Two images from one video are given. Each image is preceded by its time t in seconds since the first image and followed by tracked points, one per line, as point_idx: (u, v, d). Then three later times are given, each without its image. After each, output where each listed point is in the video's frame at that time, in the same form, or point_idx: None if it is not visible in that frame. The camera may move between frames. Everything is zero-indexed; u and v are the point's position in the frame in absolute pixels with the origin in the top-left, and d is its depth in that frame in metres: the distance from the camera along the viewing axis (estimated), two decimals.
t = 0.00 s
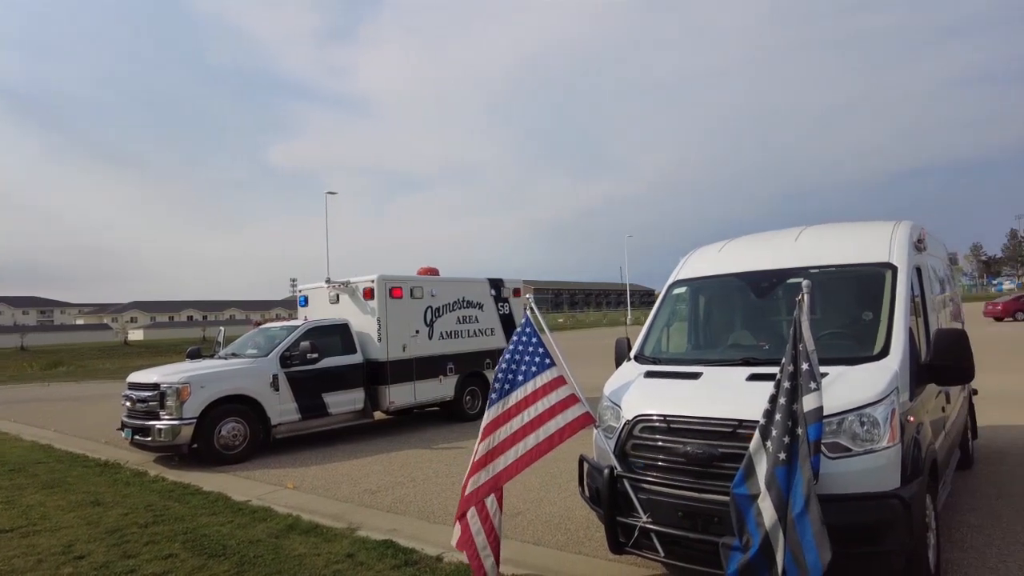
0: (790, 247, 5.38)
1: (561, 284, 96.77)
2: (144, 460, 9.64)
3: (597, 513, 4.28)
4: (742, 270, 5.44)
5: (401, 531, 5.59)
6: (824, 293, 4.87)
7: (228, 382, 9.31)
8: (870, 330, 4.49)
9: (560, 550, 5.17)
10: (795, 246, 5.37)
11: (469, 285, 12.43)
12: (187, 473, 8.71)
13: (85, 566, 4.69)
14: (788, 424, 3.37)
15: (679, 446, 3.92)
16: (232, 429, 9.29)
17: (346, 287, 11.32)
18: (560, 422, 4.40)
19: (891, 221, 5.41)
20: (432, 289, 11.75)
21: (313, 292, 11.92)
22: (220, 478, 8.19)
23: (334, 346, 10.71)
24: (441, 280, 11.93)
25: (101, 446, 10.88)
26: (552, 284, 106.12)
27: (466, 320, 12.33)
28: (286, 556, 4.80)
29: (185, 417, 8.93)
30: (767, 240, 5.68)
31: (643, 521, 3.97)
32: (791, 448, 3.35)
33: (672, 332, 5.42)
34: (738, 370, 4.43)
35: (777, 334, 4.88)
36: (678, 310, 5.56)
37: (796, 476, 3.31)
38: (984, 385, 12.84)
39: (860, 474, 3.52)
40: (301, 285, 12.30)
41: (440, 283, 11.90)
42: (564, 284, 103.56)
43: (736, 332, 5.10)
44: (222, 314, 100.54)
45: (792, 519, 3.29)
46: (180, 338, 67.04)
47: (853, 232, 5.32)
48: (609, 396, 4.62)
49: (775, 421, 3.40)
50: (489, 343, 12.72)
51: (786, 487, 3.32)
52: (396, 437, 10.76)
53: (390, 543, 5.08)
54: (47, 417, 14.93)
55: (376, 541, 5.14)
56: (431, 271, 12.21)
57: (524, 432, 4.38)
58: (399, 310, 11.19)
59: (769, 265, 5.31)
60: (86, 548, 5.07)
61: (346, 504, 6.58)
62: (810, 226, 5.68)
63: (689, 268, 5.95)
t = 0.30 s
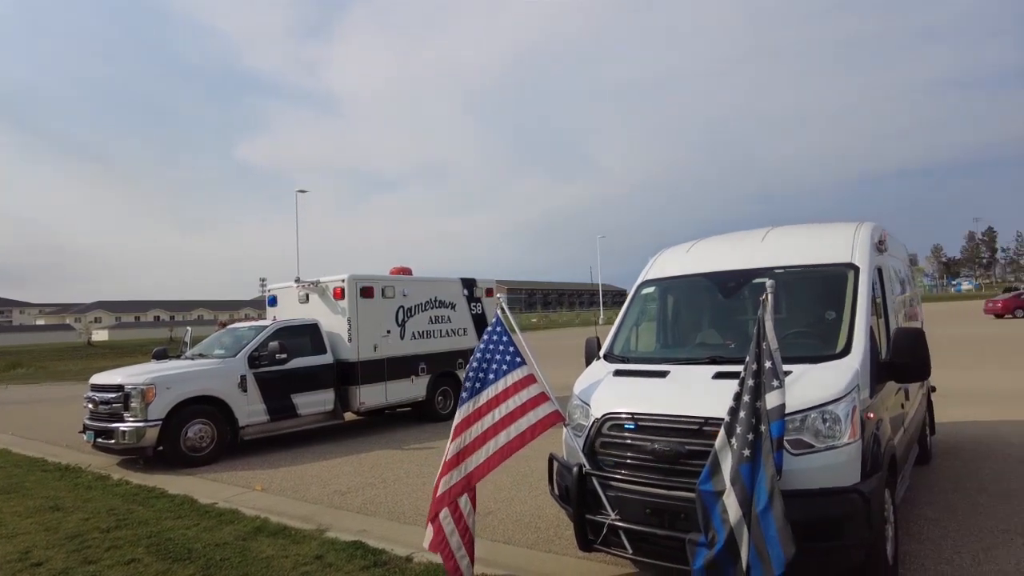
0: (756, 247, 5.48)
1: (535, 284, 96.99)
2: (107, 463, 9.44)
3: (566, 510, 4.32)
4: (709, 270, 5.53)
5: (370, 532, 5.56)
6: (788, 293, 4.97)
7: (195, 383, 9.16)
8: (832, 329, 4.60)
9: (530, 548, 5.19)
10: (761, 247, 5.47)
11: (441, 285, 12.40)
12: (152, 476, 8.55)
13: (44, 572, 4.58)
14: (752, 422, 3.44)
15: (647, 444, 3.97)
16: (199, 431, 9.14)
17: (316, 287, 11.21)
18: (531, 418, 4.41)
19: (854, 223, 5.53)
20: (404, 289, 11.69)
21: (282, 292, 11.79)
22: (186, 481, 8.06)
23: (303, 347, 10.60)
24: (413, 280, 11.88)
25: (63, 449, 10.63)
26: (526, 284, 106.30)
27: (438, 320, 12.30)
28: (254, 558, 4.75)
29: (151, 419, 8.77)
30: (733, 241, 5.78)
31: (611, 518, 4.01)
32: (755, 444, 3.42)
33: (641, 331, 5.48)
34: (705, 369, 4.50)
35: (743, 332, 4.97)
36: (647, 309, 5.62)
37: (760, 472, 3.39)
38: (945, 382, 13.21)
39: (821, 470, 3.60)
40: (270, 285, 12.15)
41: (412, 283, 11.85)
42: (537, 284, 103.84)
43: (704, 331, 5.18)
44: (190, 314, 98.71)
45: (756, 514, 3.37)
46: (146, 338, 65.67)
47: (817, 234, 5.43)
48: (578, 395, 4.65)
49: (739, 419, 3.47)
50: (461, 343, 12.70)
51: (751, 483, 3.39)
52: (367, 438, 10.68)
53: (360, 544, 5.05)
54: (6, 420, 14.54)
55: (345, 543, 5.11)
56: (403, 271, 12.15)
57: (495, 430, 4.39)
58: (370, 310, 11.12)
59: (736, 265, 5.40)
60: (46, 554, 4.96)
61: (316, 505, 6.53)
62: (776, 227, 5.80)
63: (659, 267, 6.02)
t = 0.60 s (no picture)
0: (723, 248, 5.56)
1: (508, 284, 97.06)
2: (68, 467, 9.21)
3: (536, 509, 4.34)
4: (677, 270, 5.60)
5: (340, 534, 5.52)
6: (753, 293, 5.06)
7: (160, 385, 8.99)
8: (797, 328, 4.69)
9: (501, 548, 5.20)
10: (728, 247, 5.57)
11: (413, 285, 12.35)
12: (115, 480, 8.37)
13: None
14: (717, 420, 3.48)
15: (615, 442, 4.00)
16: (164, 434, 8.97)
17: (285, 287, 11.08)
18: (503, 415, 4.43)
19: (818, 225, 5.65)
20: (375, 289, 11.62)
21: (251, 291, 11.63)
22: (150, 484, 7.90)
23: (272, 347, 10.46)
24: (384, 280, 11.81)
25: (21, 454, 10.34)
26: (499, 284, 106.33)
27: (410, 320, 12.25)
28: (220, 562, 4.69)
29: (114, 422, 8.58)
30: (701, 241, 5.86)
31: (580, 517, 4.04)
32: (720, 442, 3.47)
33: (610, 331, 5.53)
34: (672, 368, 4.56)
35: (710, 332, 5.04)
36: (616, 309, 5.68)
37: (726, 470, 3.44)
38: (906, 380, 13.55)
39: (784, 466, 3.68)
40: (238, 285, 11.98)
41: (383, 283, 11.78)
42: (509, 284, 103.93)
43: (672, 330, 5.24)
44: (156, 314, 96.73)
45: (721, 511, 3.44)
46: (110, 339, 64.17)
47: (783, 235, 5.54)
48: (548, 394, 4.68)
49: (704, 417, 3.51)
50: (433, 343, 12.66)
51: (717, 481, 3.45)
52: (337, 439, 10.59)
53: (329, 546, 5.01)
54: None
55: (314, 544, 5.06)
56: (376, 271, 12.09)
57: (468, 428, 4.37)
58: (340, 310, 11.02)
59: (703, 265, 5.48)
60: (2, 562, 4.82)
61: (284, 507, 6.46)
62: (742, 228, 5.90)
63: (628, 267, 6.08)
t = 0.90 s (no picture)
0: (692, 248, 5.63)
1: (481, 284, 96.97)
2: (27, 471, 8.95)
3: (506, 508, 4.34)
4: (647, 270, 5.65)
5: (309, 535, 5.47)
6: (720, 292, 5.13)
7: (124, 386, 8.79)
8: (763, 327, 4.77)
9: (471, 547, 5.19)
10: (697, 247, 5.64)
11: (384, 285, 12.27)
12: (77, 484, 8.16)
13: None
14: (684, 417, 3.54)
15: (585, 440, 4.03)
16: (128, 436, 8.78)
17: (253, 286, 10.92)
18: (473, 415, 4.44)
19: (785, 226, 5.76)
20: (345, 288, 11.51)
21: (218, 291, 11.44)
22: (113, 488, 7.72)
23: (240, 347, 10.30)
24: (355, 280, 11.72)
25: None
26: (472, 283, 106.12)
27: (381, 320, 12.17)
28: (185, 566, 4.61)
29: (74, 424, 8.36)
30: (670, 242, 5.93)
31: (549, 515, 4.06)
32: (687, 439, 3.52)
33: (581, 330, 5.56)
34: (641, 366, 4.60)
35: (679, 330, 5.10)
36: (586, 308, 5.71)
37: (692, 467, 3.49)
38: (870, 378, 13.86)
39: (750, 463, 3.74)
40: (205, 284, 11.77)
41: (354, 282, 11.68)
42: (482, 284, 103.85)
43: (641, 329, 5.29)
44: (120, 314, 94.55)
45: (688, 508, 3.48)
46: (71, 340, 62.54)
47: (750, 235, 5.63)
48: (519, 392, 4.69)
49: (672, 415, 3.56)
50: (405, 343, 12.59)
51: (684, 478, 3.49)
52: (307, 440, 10.47)
53: (297, 547, 4.96)
54: None
55: (282, 547, 5.00)
56: (348, 271, 11.99)
57: (440, 428, 4.34)
58: (310, 309, 10.91)
59: (672, 265, 5.55)
60: None
61: (252, 510, 6.37)
62: (710, 229, 5.98)
63: (599, 267, 6.12)
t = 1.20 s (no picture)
0: (662, 248, 5.69)
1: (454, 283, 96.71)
2: None
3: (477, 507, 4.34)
4: (618, 269, 5.70)
5: (278, 537, 5.40)
6: (689, 291, 5.20)
7: (86, 388, 8.58)
8: (731, 326, 4.84)
9: (442, 547, 5.18)
10: (666, 247, 5.70)
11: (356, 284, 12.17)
12: (36, 488, 7.95)
13: None
14: (654, 415, 3.56)
15: (555, 438, 4.05)
16: (91, 438, 8.57)
17: (221, 285, 10.75)
18: (441, 418, 4.39)
19: (752, 226, 5.84)
20: (316, 288, 11.39)
21: (185, 290, 11.23)
22: (74, 492, 7.53)
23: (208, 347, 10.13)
24: (326, 279, 11.60)
25: None
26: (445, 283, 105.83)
27: (353, 320, 12.06)
28: (149, 571, 4.52)
29: (34, 427, 8.14)
30: (641, 241, 5.98)
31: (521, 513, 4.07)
32: (656, 437, 3.54)
33: (552, 329, 5.58)
34: (612, 364, 4.64)
35: (649, 329, 5.15)
36: (558, 308, 5.73)
37: (661, 464, 3.52)
38: (836, 377, 14.14)
39: (717, 459, 3.79)
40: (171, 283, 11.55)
41: (325, 281, 11.57)
42: (456, 283, 103.52)
43: (612, 329, 5.33)
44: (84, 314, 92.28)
45: (657, 505, 3.52)
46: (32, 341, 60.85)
47: (719, 235, 5.71)
48: (491, 391, 4.69)
49: (642, 413, 3.58)
50: (377, 343, 12.50)
51: (653, 475, 3.52)
52: (277, 441, 10.34)
53: (265, 550, 4.90)
54: None
55: (250, 549, 4.94)
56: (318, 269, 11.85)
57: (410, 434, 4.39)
58: (279, 309, 10.77)
59: (642, 265, 5.60)
60: None
61: (219, 512, 6.27)
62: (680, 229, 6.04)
63: (570, 266, 6.15)
